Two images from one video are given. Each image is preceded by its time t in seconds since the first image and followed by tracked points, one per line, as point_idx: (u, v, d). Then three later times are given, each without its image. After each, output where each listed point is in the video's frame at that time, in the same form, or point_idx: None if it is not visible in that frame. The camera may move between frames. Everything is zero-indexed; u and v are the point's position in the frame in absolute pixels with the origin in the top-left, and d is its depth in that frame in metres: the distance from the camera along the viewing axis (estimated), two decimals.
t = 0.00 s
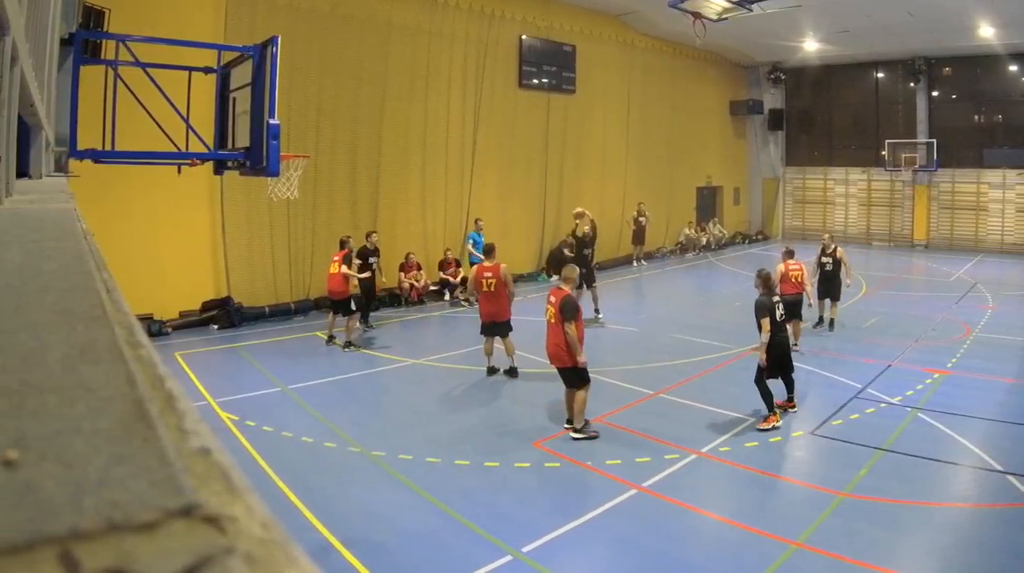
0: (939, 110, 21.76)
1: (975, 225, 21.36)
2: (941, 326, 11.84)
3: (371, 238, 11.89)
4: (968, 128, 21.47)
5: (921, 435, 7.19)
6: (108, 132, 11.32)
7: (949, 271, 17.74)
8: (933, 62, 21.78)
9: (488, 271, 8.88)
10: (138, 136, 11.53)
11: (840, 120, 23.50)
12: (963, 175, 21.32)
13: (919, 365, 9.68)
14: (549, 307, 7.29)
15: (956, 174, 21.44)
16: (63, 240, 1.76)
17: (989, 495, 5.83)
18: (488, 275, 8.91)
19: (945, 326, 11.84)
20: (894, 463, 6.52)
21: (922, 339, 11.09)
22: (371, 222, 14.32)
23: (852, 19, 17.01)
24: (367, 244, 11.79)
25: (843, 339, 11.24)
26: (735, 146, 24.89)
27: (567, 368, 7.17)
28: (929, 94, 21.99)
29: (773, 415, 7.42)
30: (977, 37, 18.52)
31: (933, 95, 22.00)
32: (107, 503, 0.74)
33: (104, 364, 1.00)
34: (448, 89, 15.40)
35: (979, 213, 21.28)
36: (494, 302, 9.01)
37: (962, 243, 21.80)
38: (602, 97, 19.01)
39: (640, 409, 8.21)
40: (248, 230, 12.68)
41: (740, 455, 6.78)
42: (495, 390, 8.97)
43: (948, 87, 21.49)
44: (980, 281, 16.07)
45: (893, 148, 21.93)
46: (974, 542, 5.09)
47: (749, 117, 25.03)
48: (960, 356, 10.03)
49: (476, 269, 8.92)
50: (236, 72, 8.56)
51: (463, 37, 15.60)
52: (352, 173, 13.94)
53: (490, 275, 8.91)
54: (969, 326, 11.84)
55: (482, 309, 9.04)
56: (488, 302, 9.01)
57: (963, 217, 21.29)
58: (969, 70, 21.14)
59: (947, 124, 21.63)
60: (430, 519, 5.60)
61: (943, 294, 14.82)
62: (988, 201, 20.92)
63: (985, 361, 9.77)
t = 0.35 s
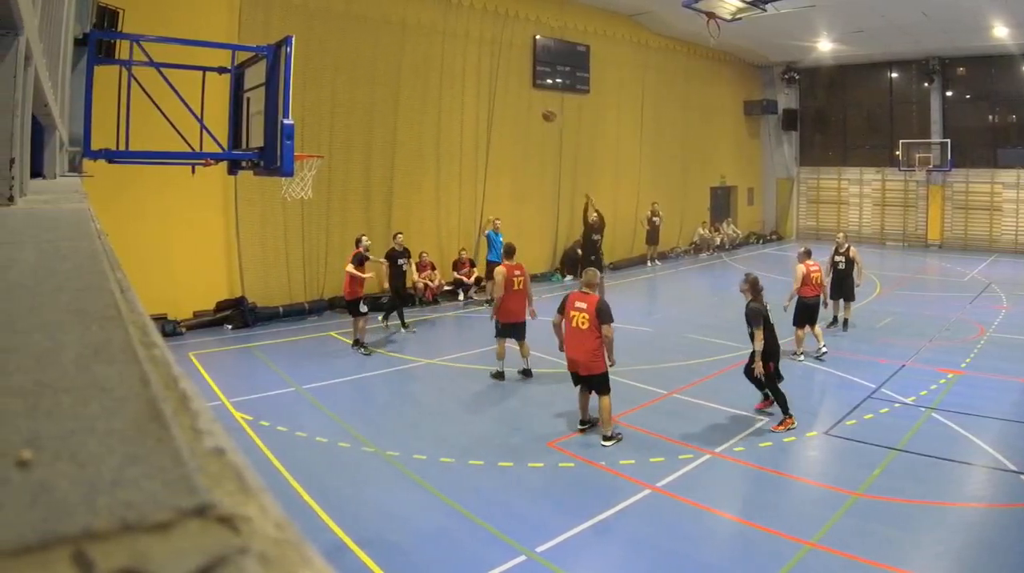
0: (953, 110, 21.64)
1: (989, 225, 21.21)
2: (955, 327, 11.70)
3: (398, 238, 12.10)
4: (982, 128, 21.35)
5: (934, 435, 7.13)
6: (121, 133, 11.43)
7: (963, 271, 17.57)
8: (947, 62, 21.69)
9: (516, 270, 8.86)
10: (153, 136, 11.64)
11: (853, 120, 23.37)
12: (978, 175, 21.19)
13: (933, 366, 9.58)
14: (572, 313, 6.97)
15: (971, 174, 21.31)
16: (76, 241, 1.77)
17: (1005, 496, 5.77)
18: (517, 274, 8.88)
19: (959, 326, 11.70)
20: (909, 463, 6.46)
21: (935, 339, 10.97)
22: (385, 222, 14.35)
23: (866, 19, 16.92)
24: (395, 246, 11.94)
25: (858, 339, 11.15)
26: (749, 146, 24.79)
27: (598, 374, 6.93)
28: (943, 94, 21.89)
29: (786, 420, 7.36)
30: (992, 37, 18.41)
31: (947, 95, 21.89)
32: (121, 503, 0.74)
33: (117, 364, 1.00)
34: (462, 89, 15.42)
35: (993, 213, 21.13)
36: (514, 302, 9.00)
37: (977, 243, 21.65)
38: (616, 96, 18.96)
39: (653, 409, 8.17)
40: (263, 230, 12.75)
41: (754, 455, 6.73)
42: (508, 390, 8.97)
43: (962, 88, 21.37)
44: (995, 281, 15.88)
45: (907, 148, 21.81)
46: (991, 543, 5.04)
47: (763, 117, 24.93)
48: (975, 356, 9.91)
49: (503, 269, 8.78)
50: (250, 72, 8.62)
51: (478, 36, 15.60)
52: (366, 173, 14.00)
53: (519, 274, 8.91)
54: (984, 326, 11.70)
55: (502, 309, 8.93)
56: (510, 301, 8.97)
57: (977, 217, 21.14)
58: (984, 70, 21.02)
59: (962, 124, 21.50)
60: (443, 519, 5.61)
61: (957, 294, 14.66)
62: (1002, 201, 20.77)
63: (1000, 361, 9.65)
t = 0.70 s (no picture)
0: (966, 110, 21.45)
1: (1002, 225, 21.02)
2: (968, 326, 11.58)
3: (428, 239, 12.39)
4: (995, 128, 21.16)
5: (948, 435, 7.05)
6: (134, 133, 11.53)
7: (976, 271, 17.40)
8: (960, 62, 21.50)
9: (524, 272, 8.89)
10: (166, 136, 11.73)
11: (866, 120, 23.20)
12: (991, 175, 21.02)
13: (945, 365, 9.48)
14: (574, 320, 6.76)
15: (984, 174, 21.12)
16: (90, 241, 1.79)
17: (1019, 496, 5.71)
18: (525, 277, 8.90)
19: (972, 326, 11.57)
20: (923, 463, 6.39)
21: (948, 339, 10.85)
22: (398, 222, 14.38)
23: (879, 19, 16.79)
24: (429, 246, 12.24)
25: (871, 339, 11.05)
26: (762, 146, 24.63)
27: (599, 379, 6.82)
28: (956, 94, 21.70)
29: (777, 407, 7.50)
30: (1006, 37, 18.22)
31: (960, 95, 21.71)
32: (135, 503, 0.74)
33: (130, 364, 1.00)
34: (474, 89, 15.44)
35: (1007, 213, 20.94)
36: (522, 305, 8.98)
37: (990, 243, 21.47)
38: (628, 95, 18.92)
39: (665, 409, 8.14)
40: (276, 231, 12.81)
41: (767, 455, 6.68)
42: (520, 389, 8.97)
43: (974, 87, 21.19)
44: (1008, 282, 15.69)
45: (920, 148, 21.63)
46: (1006, 543, 4.99)
47: (776, 117, 24.76)
48: (988, 356, 9.80)
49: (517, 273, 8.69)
50: (263, 72, 8.66)
51: (490, 36, 15.61)
52: (378, 174, 14.04)
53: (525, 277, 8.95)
54: (997, 326, 11.57)
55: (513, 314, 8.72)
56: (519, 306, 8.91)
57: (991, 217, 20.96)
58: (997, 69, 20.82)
59: (975, 124, 21.32)
60: (455, 519, 5.61)
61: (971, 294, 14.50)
62: (1016, 201, 20.57)
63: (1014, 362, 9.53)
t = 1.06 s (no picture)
0: (980, 110, 21.28)
1: (1017, 225, 20.85)
2: (981, 326, 11.44)
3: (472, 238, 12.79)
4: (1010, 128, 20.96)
5: (964, 435, 6.97)
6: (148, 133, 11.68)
7: (990, 271, 17.20)
8: (974, 61, 21.31)
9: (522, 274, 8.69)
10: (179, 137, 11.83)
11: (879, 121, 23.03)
12: (1004, 175, 20.86)
13: (959, 365, 9.37)
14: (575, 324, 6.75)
15: (998, 174, 20.97)
16: (102, 240, 1.80)
17: None
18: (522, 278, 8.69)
19: (985, 326, 11.43)
20: (938, 463, 6.32)
21: (961, 338, 10.73)
22: (411, 222, 14.42)
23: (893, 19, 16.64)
24: (470, 244, 12.70)
25: (885, 339, 10.96)
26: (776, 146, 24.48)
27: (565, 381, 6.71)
28: (969, 94, 21.55)
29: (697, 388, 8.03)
30: (1021, 36, 18.03)
31: (973, 95, 21.54)
32: (148, 504, 0.74)
33: (143, 365, 1.01)
34: (487, 89, 15.44)
35: (1021, 213, 20.76)
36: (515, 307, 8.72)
37: (1004, 243, 21.30)
38: (642, 94, 18.86)
39: (677, 409, 8.09)
40: (290, 230, 12.88)
41: (782, 456, 6.63)
42: (531, 389, 8.97)
43: (988, 87, 21.03)
44: None
45: (933, 148, 21.47)
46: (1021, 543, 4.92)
47: (789, 117, 24.60)
48: (1000, 357, 9.68)
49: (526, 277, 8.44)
50: (276, 72, 8.71)
51: (503, 36, 15.61)
52: (392, 173, 14.06)
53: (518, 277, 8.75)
54: (1011, 326, 11.43)
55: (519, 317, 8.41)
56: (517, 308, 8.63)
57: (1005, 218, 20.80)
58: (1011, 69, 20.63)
59: (989, 124, 21.14)
60: (467, 519, 5.61)
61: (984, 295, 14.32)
62: None
63: None
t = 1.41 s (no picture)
0: (987, 110, 21.13)
1: None
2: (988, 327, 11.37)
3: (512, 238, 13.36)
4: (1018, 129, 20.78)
5: (971, 435, 6.93)
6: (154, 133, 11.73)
7: (996, 271, 17.08)
8: (980, 61, 21.16)
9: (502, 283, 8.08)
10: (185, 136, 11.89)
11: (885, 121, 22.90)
12: (1011, 175, 20.70)
13: (965, 365, 9.32)
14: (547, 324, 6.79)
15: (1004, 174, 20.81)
16: (108, 240, 1.80)
17: None
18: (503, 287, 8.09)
19: (992, 327, 11.37)
20: (944, 463, 6.28)
21: (967, 338, 10.67)
22: (417, 221, 14.43)
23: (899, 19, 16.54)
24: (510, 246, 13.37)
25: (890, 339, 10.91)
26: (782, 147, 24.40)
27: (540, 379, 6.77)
28: (975, 94, 21.40)
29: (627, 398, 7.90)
30: None
31: (980, 95, 21.39)
32: (154, 503, 0.74)
33: (150, 365, 1.01)
34: (493, 88, 15.44)
35: None
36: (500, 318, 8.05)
37: (1010, 243, 21.15)
38: (648, 94, 18.84)
39: (682, 409, 8.07)
40: (296, 230, 12.90)
41: (788, 456, 6.60)
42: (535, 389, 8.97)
43: (994, 87, 20.87)
44: None
45: (939, 148, 21.32)
46: None
47: (795, 117, 24.48)
48: (1007, 357, 9.63)
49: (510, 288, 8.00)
50: (281, 72, 8.73)
51: (509, 35, 15.61)
52: (398, 172, 14.08)
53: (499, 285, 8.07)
54: (1018, 326, 11.36)
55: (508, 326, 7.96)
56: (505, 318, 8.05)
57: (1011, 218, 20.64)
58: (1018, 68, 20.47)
59: (996, 124, 20.97)
60: (472, 519, 5.61)
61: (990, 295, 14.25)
62: None
63: None
